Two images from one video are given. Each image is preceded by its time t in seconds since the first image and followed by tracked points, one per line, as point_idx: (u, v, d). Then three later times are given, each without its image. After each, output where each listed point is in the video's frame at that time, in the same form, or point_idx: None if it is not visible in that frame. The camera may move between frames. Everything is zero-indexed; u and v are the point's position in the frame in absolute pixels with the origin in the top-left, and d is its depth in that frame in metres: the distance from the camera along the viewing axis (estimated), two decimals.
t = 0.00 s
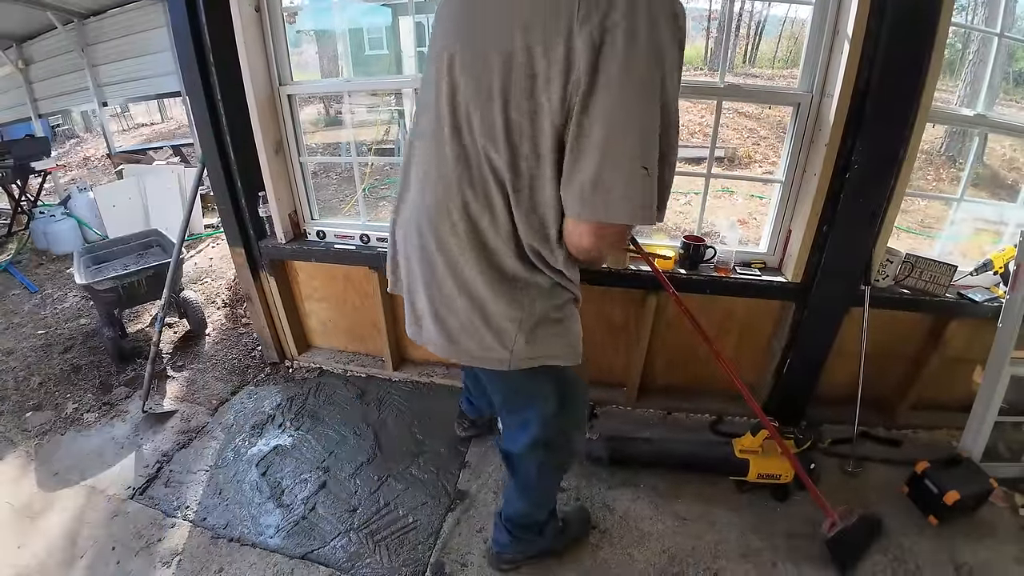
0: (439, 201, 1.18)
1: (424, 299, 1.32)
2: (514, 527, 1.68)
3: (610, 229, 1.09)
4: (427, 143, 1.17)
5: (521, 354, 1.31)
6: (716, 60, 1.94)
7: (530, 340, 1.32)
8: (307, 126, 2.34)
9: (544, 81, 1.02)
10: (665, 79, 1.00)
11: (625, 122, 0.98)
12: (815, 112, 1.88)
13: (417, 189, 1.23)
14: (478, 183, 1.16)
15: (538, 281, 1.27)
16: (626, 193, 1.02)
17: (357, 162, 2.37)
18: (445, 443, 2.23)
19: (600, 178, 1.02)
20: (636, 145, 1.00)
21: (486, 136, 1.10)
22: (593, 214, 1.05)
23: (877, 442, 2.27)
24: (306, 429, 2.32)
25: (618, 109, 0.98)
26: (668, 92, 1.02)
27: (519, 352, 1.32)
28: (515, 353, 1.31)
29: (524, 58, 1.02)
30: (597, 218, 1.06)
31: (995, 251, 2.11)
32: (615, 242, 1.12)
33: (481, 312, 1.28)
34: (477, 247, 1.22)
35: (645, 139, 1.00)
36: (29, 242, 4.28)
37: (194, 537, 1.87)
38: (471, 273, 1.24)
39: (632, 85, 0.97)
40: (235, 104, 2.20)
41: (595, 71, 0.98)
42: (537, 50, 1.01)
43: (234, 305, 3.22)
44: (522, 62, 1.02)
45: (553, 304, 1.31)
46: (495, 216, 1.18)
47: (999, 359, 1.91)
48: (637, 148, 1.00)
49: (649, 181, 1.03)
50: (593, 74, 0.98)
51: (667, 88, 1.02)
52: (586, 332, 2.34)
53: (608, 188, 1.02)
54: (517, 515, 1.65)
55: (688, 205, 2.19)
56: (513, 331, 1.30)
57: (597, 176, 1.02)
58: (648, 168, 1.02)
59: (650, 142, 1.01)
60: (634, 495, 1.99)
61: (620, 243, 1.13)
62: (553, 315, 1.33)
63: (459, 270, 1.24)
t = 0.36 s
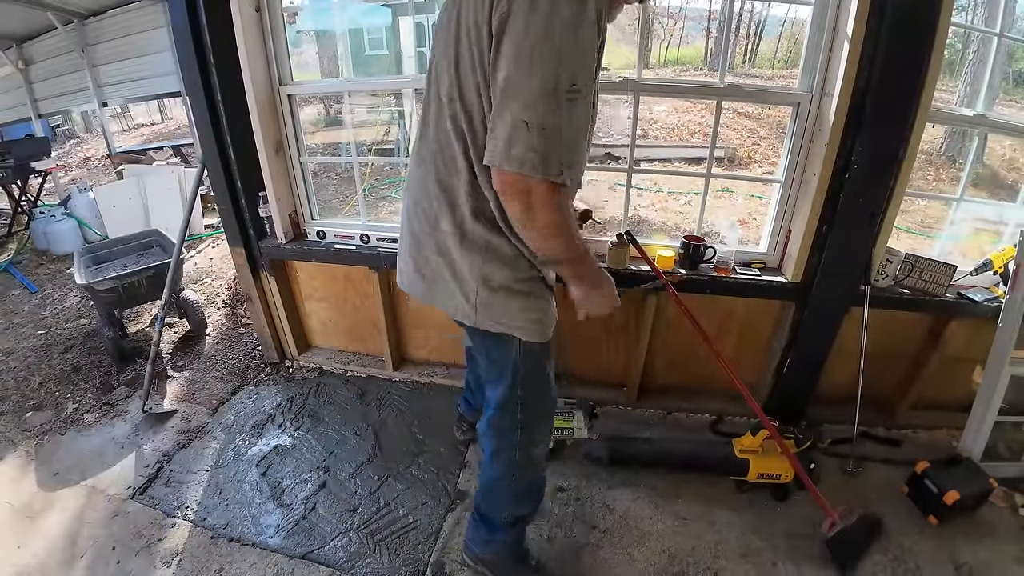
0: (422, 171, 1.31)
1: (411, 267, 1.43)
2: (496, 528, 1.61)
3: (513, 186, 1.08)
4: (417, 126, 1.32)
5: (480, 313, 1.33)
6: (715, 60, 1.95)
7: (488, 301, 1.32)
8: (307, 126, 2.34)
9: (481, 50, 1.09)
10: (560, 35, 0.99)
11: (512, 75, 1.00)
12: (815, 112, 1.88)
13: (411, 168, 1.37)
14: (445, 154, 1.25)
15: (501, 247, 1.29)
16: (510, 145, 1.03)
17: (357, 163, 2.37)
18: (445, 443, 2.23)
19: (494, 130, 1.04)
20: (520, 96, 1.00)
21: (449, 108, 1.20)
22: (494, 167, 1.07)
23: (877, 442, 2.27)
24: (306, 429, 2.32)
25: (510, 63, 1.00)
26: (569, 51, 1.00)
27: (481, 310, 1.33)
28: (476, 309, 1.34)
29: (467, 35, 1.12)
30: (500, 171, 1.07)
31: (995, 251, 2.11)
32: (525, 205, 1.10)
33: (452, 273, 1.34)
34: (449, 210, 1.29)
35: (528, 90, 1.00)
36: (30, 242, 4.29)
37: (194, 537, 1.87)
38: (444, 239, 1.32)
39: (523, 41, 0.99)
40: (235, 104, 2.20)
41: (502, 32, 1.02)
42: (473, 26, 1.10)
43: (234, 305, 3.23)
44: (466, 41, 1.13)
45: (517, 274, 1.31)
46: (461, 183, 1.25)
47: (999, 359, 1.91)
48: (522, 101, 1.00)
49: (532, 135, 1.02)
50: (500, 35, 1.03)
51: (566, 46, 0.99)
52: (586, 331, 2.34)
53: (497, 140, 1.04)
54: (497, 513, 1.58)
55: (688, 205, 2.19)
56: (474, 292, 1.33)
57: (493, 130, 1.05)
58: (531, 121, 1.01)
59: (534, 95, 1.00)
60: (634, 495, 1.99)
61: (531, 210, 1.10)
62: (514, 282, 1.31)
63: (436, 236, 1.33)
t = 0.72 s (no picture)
0: (399, 200, 1.05)
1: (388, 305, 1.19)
2: (498, 555, 1.47)
3: (522, 243, 0.76)
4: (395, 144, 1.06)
5: (464, 364, 1.09)
6: (715, 61, 1.95)
7: (475, 353, 1.07)
8: (307, 126, 2.34)
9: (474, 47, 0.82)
10: (587, 40, 0.71)
11: (522, 97, 0.72)
12: (814, 112, 1.88)
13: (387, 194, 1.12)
14: (426, 181, 0.99)
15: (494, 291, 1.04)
16: (519, 192, 0.73)
17: (357, 163, 2.38)
18: (445, 443, 2.23)
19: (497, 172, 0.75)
20: (531, 124, 0.71)
21: (434, 128, 0.94)
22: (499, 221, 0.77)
23: (877, 442, 2.27)
24: (306, 429, 2.32)
25: (519, 81, 0.72)
26: (596, 62, 0.72)
27: (463, 362, 1.10)
28: (459, 358, 1.10)
29: (460, 39, 0.85)
30: (505, 223, 0.76)
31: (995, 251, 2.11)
32: (538, 272, 0.77)
33: (434, 320, 1.09)
34: (428, 249, 1.03)
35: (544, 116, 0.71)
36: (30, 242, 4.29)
37: (194, 536, 1.87)
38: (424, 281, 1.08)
39: (536, 51, 0.71)
40: (235, 104, 2.20)
41: (506, 37, 0.74)
42: (467, 28, 0.83)
43: (234, 305, 3.23)
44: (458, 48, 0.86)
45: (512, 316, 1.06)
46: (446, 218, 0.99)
47: (999, 359, 1.92)
48: (535, 131, 0.71)
49: (553, 177, 0.72)
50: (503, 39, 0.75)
51: (593, 55, 0.71)
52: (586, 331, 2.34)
53: (503, 184, 0.74)
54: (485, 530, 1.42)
55: (687, 205, 2.19)
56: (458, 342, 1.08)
57: (495, 172, 0.76)
58: (550, 159, 0.72)
59: (553, 124, 0.71)
60: (634, 494, 1.99)
61: (545, 277, 0.77)
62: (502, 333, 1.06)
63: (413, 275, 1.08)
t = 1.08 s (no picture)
0: (372, 194, 0.98)
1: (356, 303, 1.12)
2: (495, 558, 1.47)
3: (479, 237, 0.68)
4: (372, 131, 0.98)
5: (427, 376, 1.05)
6: (715, 61, 1.95)
7: (443, 364, 1.03)
8: (307, 126, 2.35)
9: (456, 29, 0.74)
10: (583, 29, 0.65)
11: (504, 77, 0.64)
12: (814, 112, 1.88)
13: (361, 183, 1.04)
14: (402, 176, 0.91)
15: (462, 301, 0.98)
16: (490, 183, 0.65)
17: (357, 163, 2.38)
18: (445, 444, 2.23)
19: (467, 156, 0.68)
20: (511, 109, 0.64)
21: (412, 117, 0.86)
22: (460, 207, 0.69)
23: (877, 442, 2.27)
24: (306, 429, 2.33)
25: (502, 61, 0.65)
26: (587, 51, 0.66)
27: (430, 374, 1.05)
28: (421, 371, 1.05)
29: (445, 19, 0.77)
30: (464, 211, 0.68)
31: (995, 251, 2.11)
32: (492, 273, 0.68)
33: (399, 327, 1.03)
34: (398, 249, 0.96)
35: (526, 101, 0.64)
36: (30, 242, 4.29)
37: (195, 536, 1.87)
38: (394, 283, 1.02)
39: (526, 29, 0.63)
40: (236, 105, 2.20)
41: (492, 14, 0.67)
42: (452, 5, 0.74)
43: (234, 305, 3.23)
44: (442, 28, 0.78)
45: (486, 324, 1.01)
46: (419, 219, 0.93)
47: (999, 360, 1.92)
48: (513, 115, 0.64)
49: (532, 171, 0.65)
50: (489, 17, 0.68)
51: (585, 45, 0.66)
52: (586, 331, 2.34)
53: (473, 173, 0.67)
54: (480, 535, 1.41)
55: (687, 205, 2.19)
56: (426, 351, 1.03)
57: (465, 158, 0.68)
58: (527, 151, 0.65)
59: (536, 113, 0.64)
60: (634, 494, 2.00)
61: (501, 282, 0.68)
62: (474, 345, 1.02)
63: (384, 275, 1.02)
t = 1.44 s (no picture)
0: (361, 193, 0.98)
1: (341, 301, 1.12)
2: (493, 559, 1.48)
3: (470, 234, 0.69)
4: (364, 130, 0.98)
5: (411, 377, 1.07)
6: (714, 61, 1.95)
7: (428, 366, 1.04)
8: (307, 126, 2.35)
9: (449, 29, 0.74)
10: (571, 29, 0.65)
11: (495, 77, 0.64)
12: (814, 112, 1.88)
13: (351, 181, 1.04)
14: (391, 175, 0.92)
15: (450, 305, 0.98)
16: (482, 182, 0.66)
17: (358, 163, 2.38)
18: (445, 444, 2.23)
19: (458, 154, 0.68)
20: (501, 109, 0.64)
21: (404, 115, 0.86)
22: (452, 205, 0.69)
23: (878, 442, 2.27)
24: (306, 429, 2.33)
25: (492, 61, 0.65)
26: (577, 51, 0.66)
27: (416, 373, 1.06)
28: (407, 371, 1.07)
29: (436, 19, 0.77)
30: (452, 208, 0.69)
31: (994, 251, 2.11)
32: (480, 264, 0.69)
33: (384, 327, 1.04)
34: (386, 249, 0.96)
35: (516, 101, 0.64)
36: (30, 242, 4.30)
37: (195, 537, 1.87)
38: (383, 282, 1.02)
39: (516, 27, 0.63)
40: (236, 105, 2.21)
41: (481, 11, 0.67)
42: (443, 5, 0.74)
43: (234, 305, 3.24)
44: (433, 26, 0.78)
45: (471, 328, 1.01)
46: (407, 220, 0.93)
47: (998, 360, 1.92)
48: (504, 115, 0.64)
49: (521, 170, 0.66)
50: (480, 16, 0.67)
51: (574, 44, 0.66)
52: (586, 331, 2.34)
53: (464, 172, 0.67)
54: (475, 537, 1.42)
55: (687, 206, 2.20)
56: (414, 351, 1.03)
57: (456, 157, 0.68)
58: (518, 151, 0.65)
59: (526, 113, 0.65)
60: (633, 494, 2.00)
61: (493, 275, 0.69)
62: (462, 348, 1.03)
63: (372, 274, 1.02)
